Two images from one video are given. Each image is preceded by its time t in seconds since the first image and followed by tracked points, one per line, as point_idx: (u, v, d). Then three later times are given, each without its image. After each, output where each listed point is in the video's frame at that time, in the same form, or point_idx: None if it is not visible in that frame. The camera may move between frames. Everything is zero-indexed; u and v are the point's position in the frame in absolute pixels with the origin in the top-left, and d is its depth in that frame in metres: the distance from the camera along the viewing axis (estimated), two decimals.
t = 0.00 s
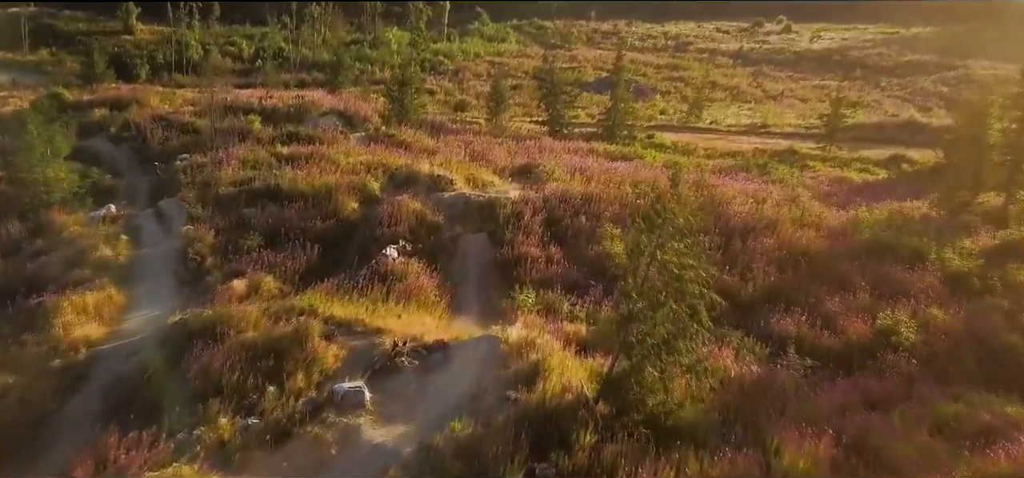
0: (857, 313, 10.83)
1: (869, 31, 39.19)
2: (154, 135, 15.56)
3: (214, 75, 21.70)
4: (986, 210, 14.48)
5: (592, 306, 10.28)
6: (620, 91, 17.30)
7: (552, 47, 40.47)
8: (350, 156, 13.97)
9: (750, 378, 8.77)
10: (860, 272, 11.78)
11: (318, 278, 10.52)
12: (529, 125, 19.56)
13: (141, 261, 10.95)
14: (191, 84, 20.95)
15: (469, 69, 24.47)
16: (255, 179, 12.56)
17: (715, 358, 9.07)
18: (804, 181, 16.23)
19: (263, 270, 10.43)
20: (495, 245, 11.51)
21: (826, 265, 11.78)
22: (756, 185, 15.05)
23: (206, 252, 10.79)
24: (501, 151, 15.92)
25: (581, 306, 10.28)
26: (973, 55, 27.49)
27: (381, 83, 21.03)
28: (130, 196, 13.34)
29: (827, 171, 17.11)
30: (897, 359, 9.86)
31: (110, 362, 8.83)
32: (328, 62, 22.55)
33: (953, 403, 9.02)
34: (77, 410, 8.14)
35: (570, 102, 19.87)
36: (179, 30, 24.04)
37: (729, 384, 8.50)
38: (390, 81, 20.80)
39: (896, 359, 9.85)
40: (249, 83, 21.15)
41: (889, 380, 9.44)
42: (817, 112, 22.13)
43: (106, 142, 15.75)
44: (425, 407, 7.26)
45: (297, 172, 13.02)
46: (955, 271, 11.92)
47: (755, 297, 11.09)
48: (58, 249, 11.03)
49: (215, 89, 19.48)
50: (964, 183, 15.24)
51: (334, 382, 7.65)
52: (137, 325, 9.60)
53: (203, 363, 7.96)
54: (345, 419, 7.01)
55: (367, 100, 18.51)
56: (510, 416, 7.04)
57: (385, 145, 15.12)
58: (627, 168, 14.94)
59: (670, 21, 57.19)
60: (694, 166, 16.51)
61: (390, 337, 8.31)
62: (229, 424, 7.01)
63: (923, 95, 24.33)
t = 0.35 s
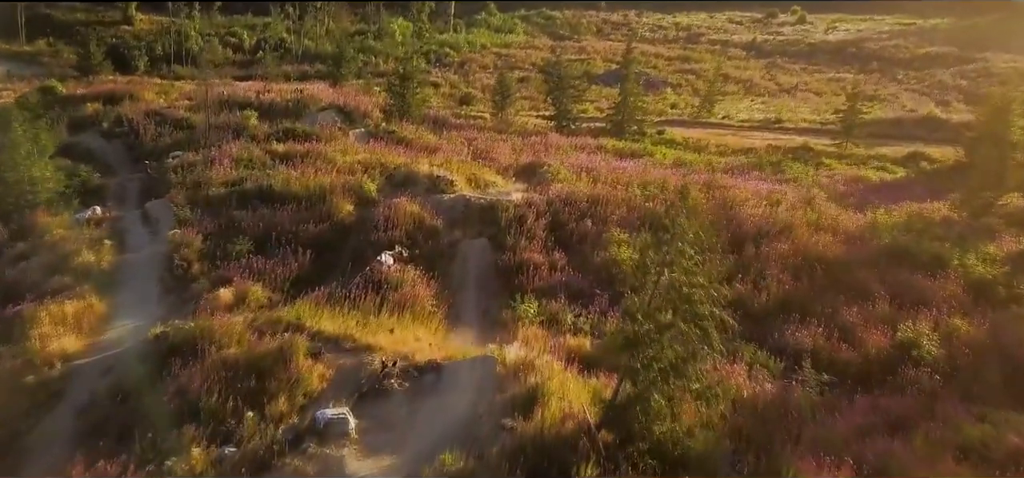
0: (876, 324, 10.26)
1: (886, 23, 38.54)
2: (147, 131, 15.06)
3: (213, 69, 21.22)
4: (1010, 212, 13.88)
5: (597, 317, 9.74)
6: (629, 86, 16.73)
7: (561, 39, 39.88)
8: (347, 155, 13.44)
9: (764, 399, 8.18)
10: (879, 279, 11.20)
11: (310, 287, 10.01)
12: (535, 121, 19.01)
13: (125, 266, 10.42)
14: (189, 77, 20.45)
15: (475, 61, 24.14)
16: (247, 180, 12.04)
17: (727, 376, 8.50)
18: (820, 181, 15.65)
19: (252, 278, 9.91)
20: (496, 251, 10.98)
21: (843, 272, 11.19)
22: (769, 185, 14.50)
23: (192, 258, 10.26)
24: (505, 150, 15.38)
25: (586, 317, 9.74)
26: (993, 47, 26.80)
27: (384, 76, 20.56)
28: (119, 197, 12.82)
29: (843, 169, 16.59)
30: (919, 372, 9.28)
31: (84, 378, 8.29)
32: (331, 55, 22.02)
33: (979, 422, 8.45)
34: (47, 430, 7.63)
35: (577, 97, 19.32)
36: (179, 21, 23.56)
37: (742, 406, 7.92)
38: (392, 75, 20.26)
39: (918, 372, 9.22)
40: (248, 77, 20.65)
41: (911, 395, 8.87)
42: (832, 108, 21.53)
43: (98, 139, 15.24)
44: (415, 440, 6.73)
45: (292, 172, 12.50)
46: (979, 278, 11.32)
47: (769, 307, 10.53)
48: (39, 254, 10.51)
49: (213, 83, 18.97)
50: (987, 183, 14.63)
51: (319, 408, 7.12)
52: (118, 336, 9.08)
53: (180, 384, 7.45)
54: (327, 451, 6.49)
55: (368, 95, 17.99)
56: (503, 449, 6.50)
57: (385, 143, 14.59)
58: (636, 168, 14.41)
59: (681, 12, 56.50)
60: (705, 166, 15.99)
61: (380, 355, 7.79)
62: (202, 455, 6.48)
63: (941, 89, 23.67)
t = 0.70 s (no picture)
0: (903, 344, 9.62)
1: (909, 17, 37.77)
2: (143, 130, 14.56)
3: (217, 66, 20.78)
4: None
5: (606, 337, 9.16)
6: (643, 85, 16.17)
7: (574, 34, 39.35)
8: (348, 157, 12.91)
9: (784, 431, 7.57)
10: (906, 295, 10.56)
11: (303, 302, 9.47)
12: (546, 120, 18.45)
13: (110, 277, 9.86)
14: (192, 72, 19.99)
15: (486, 57, 23.81)
16: (241, 184, 11.51)
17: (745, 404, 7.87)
18: (842, 186, 15.03)
19: (242, 293, 9.36)
20: (501, 262, 10.41)
21: (868, 288, 10.57)
22: (789, 191, 13.89)
23: (180, 269, 9.72)
24: (514, 152, 14.83)
25: (594, 337, 9.17)
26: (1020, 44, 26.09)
27: (392, 72, 20.07)
28: (110, 201, 12.30)
29: (867, 173, 15.98)
30: (951, 396, 8.64)
31: (58, 401, 7.73)
32: (338, 51, 21.53)
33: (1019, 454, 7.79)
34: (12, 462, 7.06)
35: (588, 96, 18.75)
36: (183, 15, 23.11)
37: (760, 439, 7.30)
38: (400, 72, 19.76)
39: (949, 398, 8.57)
40: (252, 73, 20.18)
41: (944, 421, 8.22)
42: (853, 109, 20.89)
43: (94, 139, 14.74)
44: None
45: (289, 175, 11.97)
46: (1012, 293, 10.68)
47: (790, 325, 9.92)
48: (21, 264, 9.98)
49: (216, 79, 18.51)
50: (1019, 188, 13.98)
51: (302, 445, 6.60)
52: (98, 355, 8.52)
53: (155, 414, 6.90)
54: None
55: (374, 93, 17.47)
56: None
57: (389, 145, 14.05)
58: (650, 171, 13.84)
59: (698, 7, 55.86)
60: (721, 170, 15.40)
61: (371, 382, 7.24)
62: None
63: (967, 87, 22.98)
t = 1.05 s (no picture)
0: (930, 366, 9.01)
1: (931, 14, 37.06)
2: (140, 131, 14.13)
3: (223, 66, 20.40)
4: None
5: (615, 359, 8.62)
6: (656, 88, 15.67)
7: (589, 31, 38.85)
8: (350, 162, 12.44)
9: (803, 469, 6.99)
10: (932, 312, 9.95)
11: (295, 320, 8.97)
12: (557, 121, 17.95)
13: (95, 291, 9.38)
14: (196, 69, 19.57)
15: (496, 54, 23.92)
16: (235, 192, 11.02)
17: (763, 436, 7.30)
18: (863, 192, 14.44)
19: (231, 310, 8.87)
20: (505, 277, 9.89)
21: (892, 306, 9.97)
22: (808, 198, 13.34)
23: (169, 283, 9.21)
24: (522, 155, 14.34)
25: (602, 359, 8.63)
26: None
27: (400, 70, 19.63)
28: (102, 207, 11.85)
29: (889, 178, 15.39)
30: (982, 424, 8.03)
31: (29, 428, 7.25)
32: (345, 48, 21.10)
33: None
34: None
35: (600, 96, 18.23)
36: (189, 10, 22.73)
37: None
38: (407, 70, 19.30)
39: (980, 426, 7.96)
40: (257, 71, 19.77)
41: (974, 453, 7.62)
42: (874, 110, 20.29)
43: (90, 140, 14.30)
44: None
45: (286, 182, 11.49)
46: None
47: (810, 345, 9.36)
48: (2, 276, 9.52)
49: (220, 77, 18.09)
50: None
51: None
52: (76, 377, 8.05)
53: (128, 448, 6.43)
54: None
55: (380, 94, 17.01)
56: None
57: (393, 148, 13.58)
58: (664, 178, 13.32)
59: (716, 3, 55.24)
60: (738, 174, 14.86)
61: (360, 416, 6.74)
62: None
63: (992, 86, 22.32)
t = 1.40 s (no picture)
0: (962, 392, 8.37)
1: (954, 11, 36.33)
2: (135, 132, 13.65)
3: (227, 64, 19.96)
4: None
5: (624, 385, 8.07)
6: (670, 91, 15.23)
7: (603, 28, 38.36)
8: (349, 168, 11.94)
9: None
10: (962, 333, 9.31)
11: (287, 341, 8.47)
12: (568, 123, 17.43)
13: (76, 308, 8.90)
14: (199, 67, 19.13)
15: (509, 51, 24.30)
16: (228, 201, 10.52)
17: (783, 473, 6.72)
18: (886, 199, 13.85)
19: (218, 331, 8.37)
20: (510, 295, 9.36)
21: (919, 326, 9.34)
22: (830, 207, 12.77)
23: (153, 300, 8.72)
24: (531, 159, 13.82)
25: (611, 386, 8.08)
26: None
27: (408, 68, 19.21)
28: (93, 214, 11.37)
29: (913, 183, 14.78)
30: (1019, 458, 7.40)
31: None
32: (352, 46, 20.64)
33: None
34: None
35: (613, 97, 17.70)
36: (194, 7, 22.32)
37: None
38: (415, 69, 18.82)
39: (1016, 461, 7.33)
40: (262, 69, 19.32)
41: None
42: (896, 111, 19.67)
43: (84, 141, 13.82)
44: None
45: (282, 189, 10.98)
46: None
47: (834, 368, 8.73)
48: None
49: (223, 76, 17.64)
50: None
51: None
52: (51, 402, 7.56)
53: None
54: None
55: (386, 95, 16.55)
56: None
57: (397, 152, 13.09)
58: (679, 185, 12.77)
59: None
60: (755, 179, 14.32)
61: (346, 460, 6.22)
62: None
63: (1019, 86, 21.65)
